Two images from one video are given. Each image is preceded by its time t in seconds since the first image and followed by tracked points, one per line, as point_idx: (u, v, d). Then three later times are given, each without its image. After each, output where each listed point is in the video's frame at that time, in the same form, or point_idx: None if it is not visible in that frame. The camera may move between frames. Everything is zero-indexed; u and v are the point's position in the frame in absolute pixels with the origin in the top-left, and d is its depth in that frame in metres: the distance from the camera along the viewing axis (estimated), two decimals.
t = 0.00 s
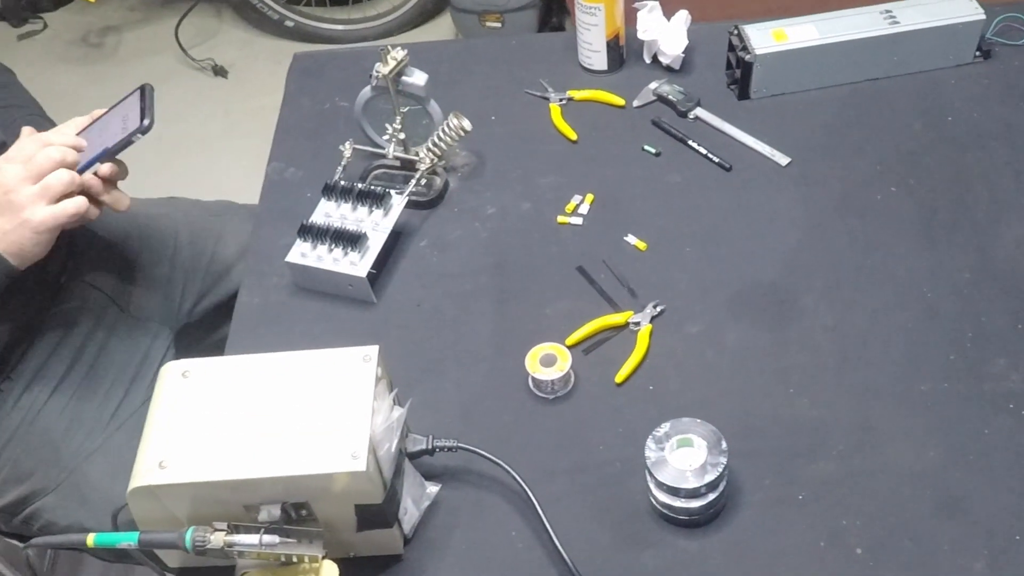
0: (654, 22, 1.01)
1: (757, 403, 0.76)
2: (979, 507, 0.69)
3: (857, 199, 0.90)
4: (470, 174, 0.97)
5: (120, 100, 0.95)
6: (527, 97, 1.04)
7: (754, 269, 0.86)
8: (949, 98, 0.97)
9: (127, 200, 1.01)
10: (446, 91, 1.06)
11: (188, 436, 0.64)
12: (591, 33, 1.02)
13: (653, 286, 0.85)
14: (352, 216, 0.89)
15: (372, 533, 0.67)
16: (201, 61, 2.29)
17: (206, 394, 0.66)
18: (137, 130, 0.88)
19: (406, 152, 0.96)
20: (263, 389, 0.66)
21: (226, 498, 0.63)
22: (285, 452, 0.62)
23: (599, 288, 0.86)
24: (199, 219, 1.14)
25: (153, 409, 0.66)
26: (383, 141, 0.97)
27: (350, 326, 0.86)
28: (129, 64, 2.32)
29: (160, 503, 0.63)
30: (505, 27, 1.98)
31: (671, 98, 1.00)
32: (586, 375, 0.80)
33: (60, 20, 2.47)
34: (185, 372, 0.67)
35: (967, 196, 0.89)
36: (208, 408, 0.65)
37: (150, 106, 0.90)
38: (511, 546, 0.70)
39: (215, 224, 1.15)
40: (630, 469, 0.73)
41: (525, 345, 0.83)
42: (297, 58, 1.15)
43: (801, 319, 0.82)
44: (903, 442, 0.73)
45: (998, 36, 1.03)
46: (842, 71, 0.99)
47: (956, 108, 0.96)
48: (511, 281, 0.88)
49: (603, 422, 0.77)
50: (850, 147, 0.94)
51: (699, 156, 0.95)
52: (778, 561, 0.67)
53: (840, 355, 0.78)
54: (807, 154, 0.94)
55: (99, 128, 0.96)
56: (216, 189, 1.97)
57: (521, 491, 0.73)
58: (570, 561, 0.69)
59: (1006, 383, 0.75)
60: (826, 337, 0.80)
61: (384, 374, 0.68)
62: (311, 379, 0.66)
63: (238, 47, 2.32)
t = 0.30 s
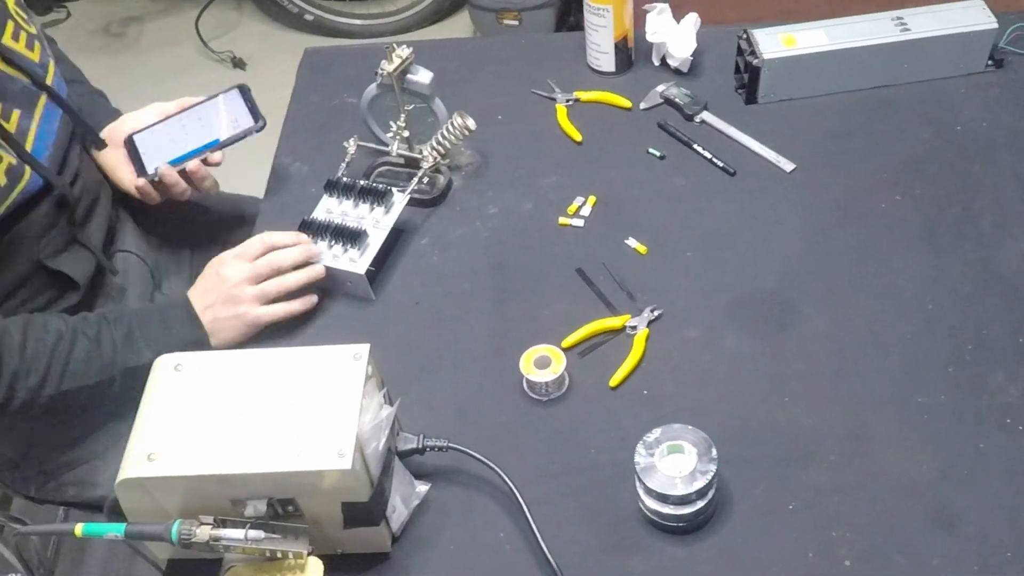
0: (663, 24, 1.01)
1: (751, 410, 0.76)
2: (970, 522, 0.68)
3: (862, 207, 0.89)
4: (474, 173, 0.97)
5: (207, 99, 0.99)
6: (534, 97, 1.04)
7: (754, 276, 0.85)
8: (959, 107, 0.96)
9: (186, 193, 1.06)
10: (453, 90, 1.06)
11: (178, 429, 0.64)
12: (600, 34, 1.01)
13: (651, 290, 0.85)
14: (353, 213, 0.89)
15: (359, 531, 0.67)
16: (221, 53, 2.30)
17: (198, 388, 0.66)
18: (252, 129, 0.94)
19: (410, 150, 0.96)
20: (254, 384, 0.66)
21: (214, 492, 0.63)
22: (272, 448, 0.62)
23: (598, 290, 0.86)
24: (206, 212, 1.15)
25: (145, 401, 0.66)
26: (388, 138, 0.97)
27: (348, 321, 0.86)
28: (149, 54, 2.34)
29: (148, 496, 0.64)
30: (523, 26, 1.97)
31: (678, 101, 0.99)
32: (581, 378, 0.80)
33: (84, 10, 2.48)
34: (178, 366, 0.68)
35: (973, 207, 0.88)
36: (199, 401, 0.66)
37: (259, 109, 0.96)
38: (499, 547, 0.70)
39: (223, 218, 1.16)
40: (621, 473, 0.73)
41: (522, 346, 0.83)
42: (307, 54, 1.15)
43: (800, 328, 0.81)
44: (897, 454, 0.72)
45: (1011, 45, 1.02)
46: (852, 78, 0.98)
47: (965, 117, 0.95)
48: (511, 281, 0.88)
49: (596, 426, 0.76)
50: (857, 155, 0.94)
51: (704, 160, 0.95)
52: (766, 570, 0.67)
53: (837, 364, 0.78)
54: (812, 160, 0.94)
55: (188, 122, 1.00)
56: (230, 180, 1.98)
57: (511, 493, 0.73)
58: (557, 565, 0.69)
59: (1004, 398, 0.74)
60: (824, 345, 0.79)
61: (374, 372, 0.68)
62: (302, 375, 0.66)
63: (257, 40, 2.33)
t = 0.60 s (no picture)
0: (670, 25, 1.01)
1: (745, 418, 0.75)
2: (962, 537, 0.67)
3: (865, 215, 0.88)
4: (478, 172, 0.97)
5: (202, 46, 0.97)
6: (541, 97, 1.04)
7: (754, 282, 0.85)
8: (968, 117, 0.95)
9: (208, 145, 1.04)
10: (460, 88, 1.06)
11: (168, 422, 0.64)
12: (607, 35, 1.01)
13: (650, 294, 0.85)
14: (354, 209, 0.89)
15: (346, 529, 0.67)
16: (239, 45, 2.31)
17: (189, 382, 0.67)
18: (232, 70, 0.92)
19: (414, 148, 0.96)
20: (245, 379, 0.66)
21: (202, 486, 0.63)
22: (259, 443, 0.62)
23: (596, 293, 0.85)
24: (214, 205, 1.15)
25: (137, 393, 0.67)
26: (392, 136, 0.98)
27: (346, 318, 0.86)
28: (168, 45, 2.35)
29: (135, 487, 0.64)
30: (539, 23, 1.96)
31: (684, 105, 0.99)
32: (576, 381, 0.79)
33: None
34: (171, 359, 0.68)
35: (978, 217, 0.87)
36: (190, 394, 0.66)
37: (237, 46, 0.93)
38: (487, 548, 0.70)
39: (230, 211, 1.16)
40: (612, 478, 0.73)
41: (518, 347, 0.82)
42: (317, 49, 1.16)
43: (798, 336, 0.80)
44: (891, 466, 0.72)
45: None
46: (860, 84, 0.98)
47: (973, 126, 0.94)
48: (509, 282, 0.88)
49: (589, 429, 0.76)
50: (862, 162, 0.93)
51: (708, 164, 0.94)
52: None
53: (834, 374, 0.77)
54: (817, 167, 0.93)
55: (187, 74, 0.99)
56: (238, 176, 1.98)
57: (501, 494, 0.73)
58: (544, 568, 0.69)
59: (1001, 412, 0.74)
60: (821, 354, 0.79)
61: (365, 370, 0.68)
62: (293, 371, 0.66)
63: (276, 33, 2.34)
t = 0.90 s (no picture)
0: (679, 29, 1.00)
1: (738, 425, 0.75)
2: (953, 551, 0.67)
3: (868, 223, 0.88)
4: (481, 171, 0.97)
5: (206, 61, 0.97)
6: (547, 97, 1.04)
7: (753, 289, 0.84)
8: (976, 126, 0.94)
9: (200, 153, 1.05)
10: (467, 87, 1.06)
11: (159, 415, 0.65)
12: (615, 37, 1.00)
13: (648, 297, 0.85)
14: (355, 206, 0.89)
15: (333, 526, 0.67)
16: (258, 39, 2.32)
17: (182, 376, 0.67)
18: (228, 91, 0.91)
19: (418, 146, 0.96)
20: (237, 375, 0.67)
21: (190, 479, 0.64)
22: (247, 439, 0.63)
23: (594, 295, 0.85)
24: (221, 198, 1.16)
25: (130, 386, 0.67)
26: (396, 134, 0.98)
27: (344, 315, 0.86)
28: (187, 37, 2.36)
29: (125, 479, 0.64)
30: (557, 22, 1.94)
31: (690, 108, 0.98)
32: (570, 383, 0.79)
33: None
34: (164, 352, 0.69)
35: (982, 228, 0.86)
36: (182, 388, 0.66)
37: (239, 68, 0.92)
38: (474, 549, 0.70)
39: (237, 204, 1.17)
40: (602, 482, 0.73)
41: (514, 347, 0.82)
42: (327, 45, 1.16)
43: (795, 344, 0.80)
44: (883, 478, 0.71)
45: None
46: (868, 91, 0.97)
47: (981, 135, 0.93)
48: (508, 282, 0.88)
49: (581, 432, 0.76)
50: (868, 170, 0.92)
51: (712, 168, 0.94)
52: None
53: (830, 383, 0.77)
54: (821, 173, 0.92)
55: (189, 82, 0.99)
56: (242, 171, 1.98)
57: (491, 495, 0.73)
58: (531, 570, 0.69)
59: (998, 425, 0.73)
60: (818, 363, 0.78)
61: (356, 369, 0.68)
62: (284, 368, 0.66)
63: (294, 27, 2.34)
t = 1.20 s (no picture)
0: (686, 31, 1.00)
1: (731, 432, 0.75)
2: (942, 566, 0.66)
3: (872, 232, 0.87)
4: (485, 171, 0.97)
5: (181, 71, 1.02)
6: (554, 98, 1.03)
7: (752, 296, 0.84)
8: (987, 136, 0.93)
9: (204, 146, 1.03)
10: (475, 86, 1.06)
11: (149, 409, 0.65)
12: (623, 39, 1.00)
13: (646, 302, 0.84)
14: (357, 203, 0.89)
15: (320, 523, 0.67)
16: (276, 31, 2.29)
17: (174, 370, 0.67)
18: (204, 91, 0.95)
19: (422, 144, 0.96)
20: (228, 370, 0.67)
21: (179, 473, 0.64)
22: (235, 434, 0.63)
23: (593, 298, 0.85)
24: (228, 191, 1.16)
25: (123, 379, 0.68)
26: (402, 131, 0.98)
27: (342, 312, 0.87)
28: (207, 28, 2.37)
29: (114, 470, 0.65)
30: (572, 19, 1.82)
31: (697, 112, 0.98)
32: (564, 386, 0.79)
33: None
34: (158, 346, 0.69)
35: (986, 240, 0.85)
36: (174, 382, 0.67)
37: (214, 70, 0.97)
38: (461, 549, 0.70)
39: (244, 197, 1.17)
40: (591, 485, 0.73)
41: (510, 348, 0.82)
42: (337, 41, 1.16)
43: (791, 351, 0.79)
44: (874, 489, 0.70)
45: None
46: (877, 98, 0.96)
47: (990, 146, 0.92)
48: (507, 283, 0.87)
49: (573, 435, 0.76)
50: (873, 178, 0.91)
51: (716, 173, 0.94)
52: None
53: (825, 392, 0.76)
54: (826, 180, 0.92)
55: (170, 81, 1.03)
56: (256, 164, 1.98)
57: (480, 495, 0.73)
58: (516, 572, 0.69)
59: (994, 440, 0.72)
60: (814, 371, 0.78)
61: (347, 367, 0.68)
62: (275, 364, 0.67)
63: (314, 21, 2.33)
